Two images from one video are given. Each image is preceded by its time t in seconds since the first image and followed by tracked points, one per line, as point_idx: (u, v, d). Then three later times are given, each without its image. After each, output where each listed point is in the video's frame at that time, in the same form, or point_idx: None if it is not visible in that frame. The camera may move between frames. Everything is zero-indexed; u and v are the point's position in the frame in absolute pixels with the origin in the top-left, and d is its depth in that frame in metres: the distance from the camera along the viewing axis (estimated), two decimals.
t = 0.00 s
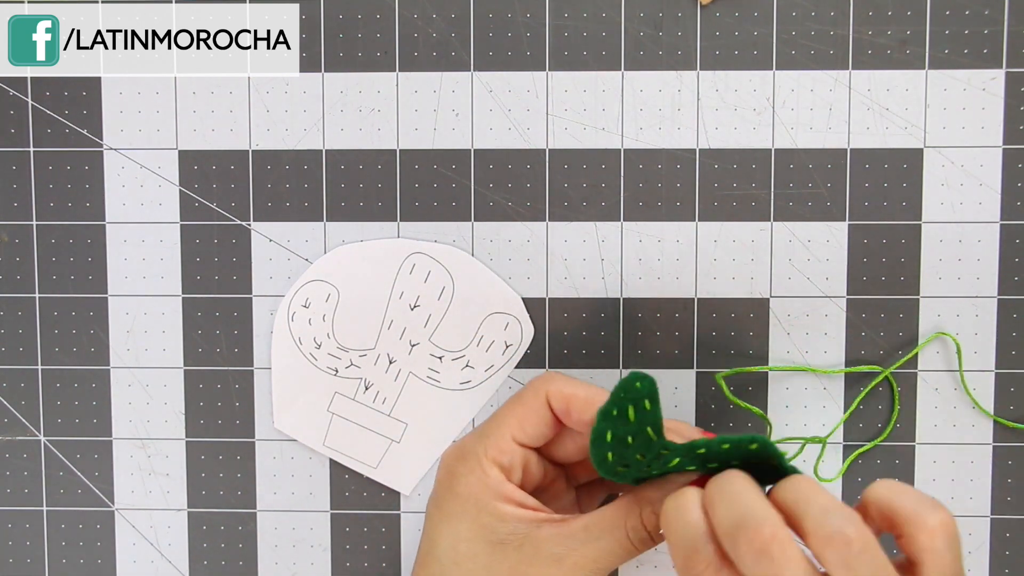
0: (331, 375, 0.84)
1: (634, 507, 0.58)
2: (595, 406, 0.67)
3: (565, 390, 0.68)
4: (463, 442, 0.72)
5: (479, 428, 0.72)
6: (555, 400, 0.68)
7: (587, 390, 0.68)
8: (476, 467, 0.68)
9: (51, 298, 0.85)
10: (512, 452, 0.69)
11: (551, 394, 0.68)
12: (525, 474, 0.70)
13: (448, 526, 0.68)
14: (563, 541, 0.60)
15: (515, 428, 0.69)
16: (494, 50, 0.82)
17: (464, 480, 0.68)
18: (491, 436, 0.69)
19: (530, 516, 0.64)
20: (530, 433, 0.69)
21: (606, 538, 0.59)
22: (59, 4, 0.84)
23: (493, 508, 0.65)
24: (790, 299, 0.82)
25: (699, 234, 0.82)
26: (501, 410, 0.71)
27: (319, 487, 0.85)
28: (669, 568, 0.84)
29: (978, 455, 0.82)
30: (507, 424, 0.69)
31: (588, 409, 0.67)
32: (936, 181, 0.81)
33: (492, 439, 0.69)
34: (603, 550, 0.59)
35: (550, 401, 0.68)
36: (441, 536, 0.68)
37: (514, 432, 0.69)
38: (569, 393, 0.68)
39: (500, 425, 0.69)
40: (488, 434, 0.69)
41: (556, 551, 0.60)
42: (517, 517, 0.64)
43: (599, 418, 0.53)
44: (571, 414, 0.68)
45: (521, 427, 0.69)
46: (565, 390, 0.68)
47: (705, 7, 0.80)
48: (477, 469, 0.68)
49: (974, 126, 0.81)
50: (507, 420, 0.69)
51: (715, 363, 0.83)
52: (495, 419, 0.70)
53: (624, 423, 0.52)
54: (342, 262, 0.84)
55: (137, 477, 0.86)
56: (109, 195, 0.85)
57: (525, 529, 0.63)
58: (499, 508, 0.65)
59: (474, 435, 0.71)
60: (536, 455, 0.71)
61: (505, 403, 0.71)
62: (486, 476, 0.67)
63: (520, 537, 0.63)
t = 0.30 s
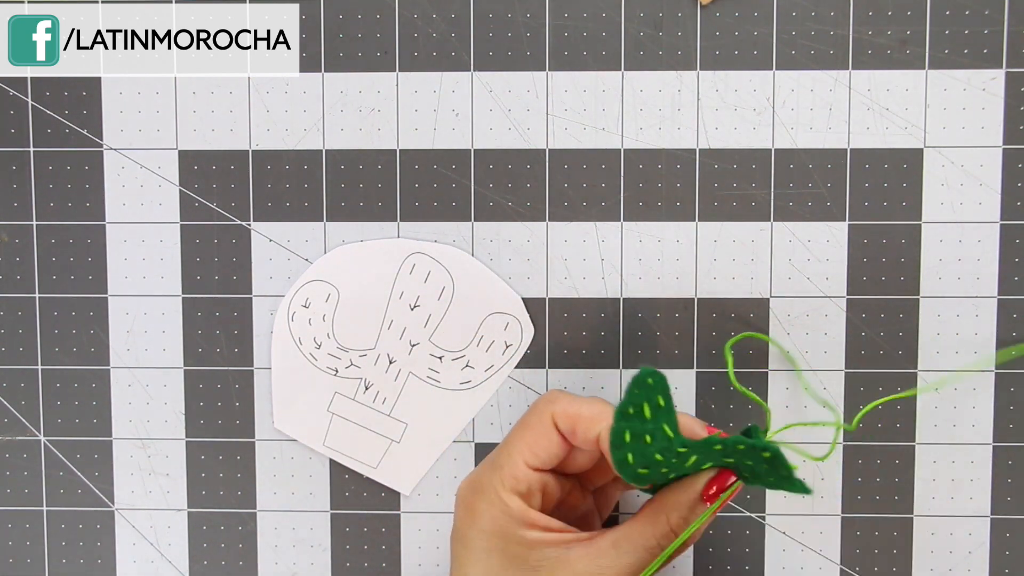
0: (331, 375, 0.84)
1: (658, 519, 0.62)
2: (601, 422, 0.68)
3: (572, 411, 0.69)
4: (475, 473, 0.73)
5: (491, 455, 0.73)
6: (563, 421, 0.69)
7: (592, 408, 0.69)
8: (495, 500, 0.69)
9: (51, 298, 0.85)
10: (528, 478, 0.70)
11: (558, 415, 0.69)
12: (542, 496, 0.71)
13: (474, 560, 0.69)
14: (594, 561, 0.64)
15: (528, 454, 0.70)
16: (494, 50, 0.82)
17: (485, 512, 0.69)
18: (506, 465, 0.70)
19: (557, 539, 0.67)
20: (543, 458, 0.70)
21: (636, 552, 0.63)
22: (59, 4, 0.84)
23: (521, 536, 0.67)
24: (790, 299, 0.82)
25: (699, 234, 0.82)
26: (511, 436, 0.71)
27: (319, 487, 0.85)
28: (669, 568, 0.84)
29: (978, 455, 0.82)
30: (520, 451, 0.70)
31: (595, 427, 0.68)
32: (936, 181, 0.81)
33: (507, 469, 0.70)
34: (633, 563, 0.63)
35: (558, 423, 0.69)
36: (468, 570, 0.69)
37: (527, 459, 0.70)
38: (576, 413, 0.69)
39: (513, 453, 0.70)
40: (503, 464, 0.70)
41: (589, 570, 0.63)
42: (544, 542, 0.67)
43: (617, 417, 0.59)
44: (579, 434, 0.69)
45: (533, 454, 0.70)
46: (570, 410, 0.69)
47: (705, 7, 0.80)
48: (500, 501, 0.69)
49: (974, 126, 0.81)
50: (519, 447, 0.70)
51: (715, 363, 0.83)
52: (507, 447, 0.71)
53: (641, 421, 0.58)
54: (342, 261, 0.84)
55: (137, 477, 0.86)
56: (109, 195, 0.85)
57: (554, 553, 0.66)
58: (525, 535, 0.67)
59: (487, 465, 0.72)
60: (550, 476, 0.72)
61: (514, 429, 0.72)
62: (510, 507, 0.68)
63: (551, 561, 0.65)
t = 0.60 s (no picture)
0: (331, 375, 0.84)
1: (584, 486, 0.59)
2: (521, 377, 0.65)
3: (502, 367, 0.66)
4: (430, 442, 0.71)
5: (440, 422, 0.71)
6: (496, 377, 0.67)
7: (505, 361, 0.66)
8: (439, 466, 0.67)
9: (51, 299, 0.85)
10: (474, 442, 0.68)
11: (490, 371, 0.67)
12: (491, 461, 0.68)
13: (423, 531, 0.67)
14: (525, 533, 0.61)
15: (472, 416, 0.67)
16: (494, 50, 0.82)
17: (431, 482, 0.67)
18: (450, 431, 0.68)
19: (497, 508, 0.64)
20: (487, 418, 0.68)
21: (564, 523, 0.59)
22: (59, 4, 0.84)
23: (460, 505, 0.65)
24: (790, 299, 0.82)
25: (699, 234, 0.82)
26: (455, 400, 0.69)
27: (319, 487, 0.85)
28: (668, 568, 0.84)
29: (978, 455, 0.82)
30: (462, 415, 0.68)
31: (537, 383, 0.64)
32: (936, 181, 0.81)
33: (452, 434, 0.68)
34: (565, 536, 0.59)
35: (494, 382, 0.67)
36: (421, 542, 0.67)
37: (471, 421, 0.68)
38: (500, 370, 0.66)
39: (456, 415, 0.68)
40: (448, 429, 0.68)
41: (521, 542, 0.60)
42: (484, 512, 0.64)
43: (538, 330, 0.54)
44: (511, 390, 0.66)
45: (476, 415, 0.67)
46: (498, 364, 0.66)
47: (705, 7, 0.80)
48: (444, 468, 0.67)
49: (974, 126, 0.81)
50: (462, 410, 0.68)
51: (715, 363, 0.83)
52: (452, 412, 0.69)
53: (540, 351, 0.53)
54: (342, 261, 0.84)
55: (137, 477, 0.86)
56: (109, 195, 0.85)
57: (494, 523, 0.63)
58: (467, 505, 0.64)
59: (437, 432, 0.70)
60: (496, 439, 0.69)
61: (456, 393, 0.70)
62: (452, 474, 0.66)
63: (490, 532, 0.62)
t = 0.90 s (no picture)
0: (331, 375, 0.84)
1: (628, 516, 0.58)
2: (576, 390, 0.64)
3: (550, 376, 0.66)
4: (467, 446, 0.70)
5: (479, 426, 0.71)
6: (545, 388, 0.66)
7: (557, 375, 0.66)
8: (477, 472, 0.66)
9: (50, 299, 0.85)
10: (513, 450, 0.67)
11: (542, 382, 0.66)
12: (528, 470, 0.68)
13: (453, 532, 0.66)
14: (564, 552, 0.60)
15: (515, 425, 0.67)
16: (494, 50, 0.82)
17: (466, 488, 0.66)
18: (490, 438, 0.67)
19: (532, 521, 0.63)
20: (529, 430, 0.67)
21: (604, 551, 0.58)
22: (59, 4, 0.84)
23: (496, 515, 0.64)
24: (790, 299, 0.82)
25: (699, 234, 0.82)
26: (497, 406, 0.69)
27: (319, 487, 0.85)
28: (669, 568, 0.84)
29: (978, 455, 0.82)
30: (505, 423, 0.67)
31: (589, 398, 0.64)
32: (936, 181, 0.81)
33: (492, 440, 0.67)
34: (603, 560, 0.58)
35: (541, 393, 0.67)
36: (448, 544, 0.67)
37: (512, 429, 0.67)
38: (552, 382, 0.66)
39: (498, 423, 0.67)
40: (488, 435, 0.68)
41: (557, 561, 0.60)
42: (519, 524, 0.63)
43: (650, 326, 0.58)
44: (558, 402, 0.66)
45: (518, 423, 0.67)
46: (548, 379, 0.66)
47: (705, 7, 0.80)
48: (480, 473, 0.66)
49: (974, 126, 0.81)
50: (504, 417, 0.67)
51: (715, 363, 0.83)
52: (493, 418, 0.68)
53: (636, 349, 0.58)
54: (341, 261, 0.84)
55: (137, 477, 0.86)
56: (109, 195, 0.84)
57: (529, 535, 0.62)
58: (501, 514, 0.64)
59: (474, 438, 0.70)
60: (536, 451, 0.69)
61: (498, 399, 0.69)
62: (489, 481, 0.65)
63: (524, 544, 0.62)
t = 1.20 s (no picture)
0: (331, 374, 0.84)
1: (599, 484, 0.57)
2: (529, 379, 0.63)
3: (497, 371, 0.63)
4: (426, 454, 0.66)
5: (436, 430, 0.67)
6: (495, 385, 0.64)
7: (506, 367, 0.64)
8: (442, 478, 0.63)
9: (51, 298, 0.85)
10: (475, 451, 0.64)
11: (491, 380, 0.64)
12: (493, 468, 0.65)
13: (425, 546, 0.62)
14: (544, 539, 0.58)
15: (471, 427, 0.64)
16: (494, 50, 0.82)
17: (432, 499, 0.63)
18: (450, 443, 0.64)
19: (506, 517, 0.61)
20: (488, 429, 0.65)
21: (582, 523, 0.57)
22: (59, 4, 0.84)
23: (471, 516, 0.61)
24: (790, 299, 0.82)
25: (699, 234, 0.82)
26: (450, 409, 0.66)
27: (319, 487, 0.85)
28: (669, 568, 0.84)
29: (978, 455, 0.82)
30: (460, 426, 0.64)
31: (542, 385, 0.62)
32: (936, 181, 0.81)
33: (453, 447, 0.64)
34: (584, 533, 0.57)
35: (492, 389, 0.64)
36: (422, 561, 0.62)
37: (470, 431, 0.64)
38: (503, 378, 0.63)
39: (454, 426, 0.64)
40: (446, 441, 0.64)
41: (540, 551, 0.57)
42: (494, 523, 0.61)
43: (580, 317, 0.54)
44: (512, 397, 0.64)
45: (475, 424, 0.64)
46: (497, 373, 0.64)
47: (705, 7, 0.80)
48: (445, 481, 0.63)
49: (974, 126, 0.81)
50: (459, 419, 0.64)
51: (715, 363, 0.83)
52: (448, 423, 0.65)
53: (603, 328, 0.53)
54: (341, 262, 0.84)
55: (137, 477, 0.86)
56: (109, 195, 0.84)
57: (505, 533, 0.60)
58: (474, 517, 0.61)
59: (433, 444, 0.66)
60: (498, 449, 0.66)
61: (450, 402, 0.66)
62: (454, 487, 0.62)
63: (502, 543, 0.59)
